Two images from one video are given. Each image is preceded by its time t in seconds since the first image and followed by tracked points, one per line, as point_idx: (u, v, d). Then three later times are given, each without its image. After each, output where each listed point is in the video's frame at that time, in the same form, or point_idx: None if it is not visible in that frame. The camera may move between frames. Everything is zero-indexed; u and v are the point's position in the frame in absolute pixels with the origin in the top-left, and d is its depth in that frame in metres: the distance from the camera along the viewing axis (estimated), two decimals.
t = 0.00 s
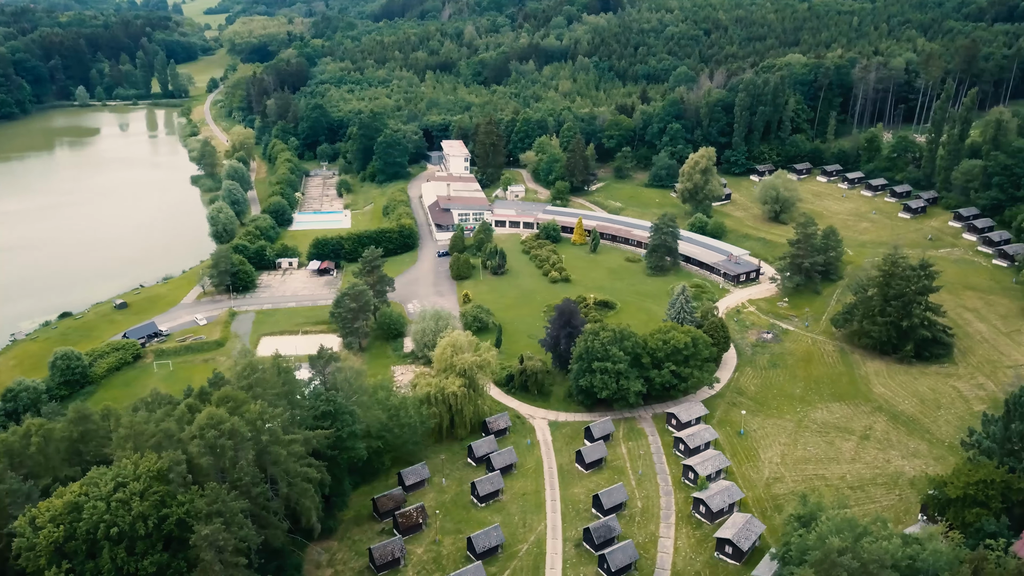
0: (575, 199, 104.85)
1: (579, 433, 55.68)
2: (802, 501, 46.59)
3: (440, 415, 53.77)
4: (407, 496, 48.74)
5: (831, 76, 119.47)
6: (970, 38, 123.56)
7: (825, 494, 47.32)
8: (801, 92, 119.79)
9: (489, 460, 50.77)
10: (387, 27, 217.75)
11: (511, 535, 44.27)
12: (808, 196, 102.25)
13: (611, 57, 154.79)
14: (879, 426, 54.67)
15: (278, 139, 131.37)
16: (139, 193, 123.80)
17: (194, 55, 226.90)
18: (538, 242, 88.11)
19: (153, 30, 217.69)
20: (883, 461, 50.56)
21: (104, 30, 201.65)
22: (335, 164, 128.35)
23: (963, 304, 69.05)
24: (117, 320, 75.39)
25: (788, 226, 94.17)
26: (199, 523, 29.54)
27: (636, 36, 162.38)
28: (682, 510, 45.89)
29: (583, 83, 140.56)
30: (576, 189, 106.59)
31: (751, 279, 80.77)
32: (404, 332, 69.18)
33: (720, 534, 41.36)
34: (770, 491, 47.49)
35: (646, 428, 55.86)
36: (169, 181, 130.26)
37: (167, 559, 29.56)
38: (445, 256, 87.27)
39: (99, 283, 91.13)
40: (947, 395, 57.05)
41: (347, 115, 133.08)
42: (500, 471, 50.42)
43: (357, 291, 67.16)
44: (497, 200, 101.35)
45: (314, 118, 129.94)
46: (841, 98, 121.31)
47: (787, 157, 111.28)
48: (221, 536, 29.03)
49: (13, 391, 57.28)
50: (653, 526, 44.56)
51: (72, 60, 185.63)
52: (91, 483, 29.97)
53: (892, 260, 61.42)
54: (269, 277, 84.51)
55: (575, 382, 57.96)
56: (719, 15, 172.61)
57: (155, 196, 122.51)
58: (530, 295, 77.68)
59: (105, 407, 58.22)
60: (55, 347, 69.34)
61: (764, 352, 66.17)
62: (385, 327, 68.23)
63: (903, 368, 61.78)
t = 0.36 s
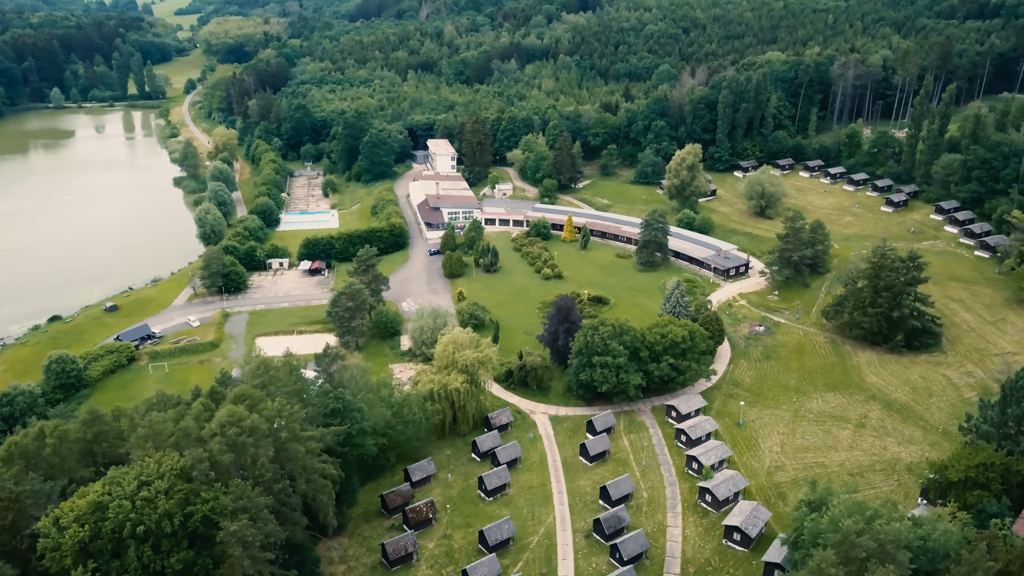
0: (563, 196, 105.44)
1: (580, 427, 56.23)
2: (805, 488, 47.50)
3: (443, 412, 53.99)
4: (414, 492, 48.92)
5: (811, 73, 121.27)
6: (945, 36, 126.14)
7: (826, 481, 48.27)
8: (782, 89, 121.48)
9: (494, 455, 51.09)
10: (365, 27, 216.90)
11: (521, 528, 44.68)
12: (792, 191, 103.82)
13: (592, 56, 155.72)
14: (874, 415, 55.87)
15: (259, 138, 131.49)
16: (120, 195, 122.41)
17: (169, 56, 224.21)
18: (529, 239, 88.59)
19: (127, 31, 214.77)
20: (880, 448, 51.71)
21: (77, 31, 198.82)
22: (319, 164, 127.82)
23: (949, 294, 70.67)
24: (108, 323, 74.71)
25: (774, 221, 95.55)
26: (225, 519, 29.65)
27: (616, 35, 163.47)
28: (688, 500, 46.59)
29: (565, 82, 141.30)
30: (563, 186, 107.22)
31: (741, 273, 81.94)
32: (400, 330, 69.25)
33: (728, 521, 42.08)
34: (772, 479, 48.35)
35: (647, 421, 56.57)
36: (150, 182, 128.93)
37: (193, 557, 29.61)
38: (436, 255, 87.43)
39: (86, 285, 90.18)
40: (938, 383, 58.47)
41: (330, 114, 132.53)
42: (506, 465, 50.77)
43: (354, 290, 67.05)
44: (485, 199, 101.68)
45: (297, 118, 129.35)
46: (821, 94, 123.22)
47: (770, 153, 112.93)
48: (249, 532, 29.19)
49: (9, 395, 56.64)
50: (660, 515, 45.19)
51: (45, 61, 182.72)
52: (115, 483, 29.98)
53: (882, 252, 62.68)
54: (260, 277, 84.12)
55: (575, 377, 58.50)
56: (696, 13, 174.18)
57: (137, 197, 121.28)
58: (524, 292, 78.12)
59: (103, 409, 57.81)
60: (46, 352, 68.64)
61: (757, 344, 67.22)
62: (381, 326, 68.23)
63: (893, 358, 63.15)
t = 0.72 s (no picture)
0: (552, 194, 105.96)
1: (582, 420, 56.81)
2: (807, 476, 48.42)
3: (447, 408, 54.26)
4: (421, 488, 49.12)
5: (793, 70, 122.96)
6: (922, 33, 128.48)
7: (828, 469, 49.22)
8: (765, 86, 123.00)
9: (500, 449, 51.47)
10: (344, 27, 215.87)
11: (531, 520, 45.07)
12: (777, 187, 105.26)
13: (575, 54, 156.57)
14: (870, 404, 57.03)
15: (244, 139, 130.81)
16: (103, 196, 120.97)
17: (144, 57, 221.39)
18: (521, 237, 89.03)
19: (102, 32, 211.80)
20: (877, 436, 52.84)
21: (50, 32, 195.86)
22: (304, 165, 127.25)
23: (936, 285, 72.18)
24: (100, 325, 74.03)
25: (762, 216, 96.76)
26: (252, 515, 29.83)
27: (598, 34, 164.33)
28: (694, 490, 47.28)
29: (549, 81, 141.97)
30: (552, 184, 107.72)
31: (731, 268, 83.01)
32: (398, 328, 69.37)
33: (736, 510, 42.78)
34: (775, 468, 49.21)
35: (647, 414, 57.25)
36: (132, 184, 127.56)
37: (220, 553, 29.75)
38: (429, 253, 87.59)
39: (76, 288, 89.18)
40: (929, 372, 59.81)
41: (315, 114, 131.98)
42: (511, 460, 51.14)
43: (352, 288, 66.94)
44: (475, 197, 101.91)
45: (282, 119, 128.75)
46: (802, 91, 124.91)
47: (754, 149, 114.35)
48: (276, 527, 29.42)
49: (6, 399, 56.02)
50: (668, 506, 45.83)
51: (20, 63, 179.81)
52: (139, 481, 30.06)
53: (873, 245, 63.91)
54: (252, 278, 83.75)
55: (576, 371, 59.09)
56: (676, 11, 175.66)
57: (120, 198, 119.98)
58: (518, 289, 78.49)
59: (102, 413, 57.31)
60: (39, 356, 67.93)
61: (751, 337, 68.20)
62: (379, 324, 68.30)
63: (886, 348, 64.41)
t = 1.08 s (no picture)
0: (541, 192, 106.45)
1: (584, 415, 57.34)
2: (809, 464, 49.31)
3: (451, 404, 54.53)
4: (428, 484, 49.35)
5: (776, 68, 124.52)
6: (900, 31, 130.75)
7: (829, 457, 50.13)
8: (749, 83, 124.42)
9: (506, 444, 51.83)
10: (324, 27, 214.63)
11: (541, 513, 45.51)
12: (763, 183, 106.59)
13: (559, 53, 157.22)
14: (866, 393, 58.14)
15: (229, 140, 129.84)
16: (85, 198, 119.13)
17: (120, 58, 218.63)
18: (513, 235, 89.42)
19: (77, 33, 208.83)
20: (875, 425, 53.90)
21: (25, 33, 192.91)
22: (291, 165, 126.61)
23: (924, 277, 73.66)
24: (93, 328, 73.38)
25: (750, 211, 97.91)
26: (279, 510, 30.06)
27: (581, 32, 165.08)
28: (699, 480, 47.98)
29: (534, 79, 142.48)
30: (541, 182, 108.19)
31: (722, 263, 83.99)
32: (396, 327, 69.46)
33: (743, 498, 43.47)
34: (778, 457, 50.05)
35: (648, 407, 57.92)
36: (115, 185, 125.78)
37: (247, 548, 29.93)
38: (422, 252, 87.68)
39: (65, 290, 87.82)
40: (922, 361, 61.08)
41: (300, 114, 131.38)
42: (517, 454, 51.54)
43: (351, 287, 66.97)
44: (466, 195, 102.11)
45: (267, 119, 128.05)
46: (786, 88, 126.50)
47: (740, 146, 115.66)
48: (305, 521, 29.69)
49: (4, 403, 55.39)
50: (675, 496, 46.47)
51: None
52: (164, 479, 30.10)
53: (865, 238, 65.14)
54: (245, 278, 83.35)
55: (577, 366, 59.61)
56: (657, 10, 176.81)
57: (104, 200, 118.25)
58: (514, 286, 78.85)
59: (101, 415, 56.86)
60: (33, 360, 67.23)
61: (745, 330, 69.17)
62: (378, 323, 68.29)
63: (878, 339, 65.63)
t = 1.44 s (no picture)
0: (531, 190, 106.88)
1: (587, 409, 57.83)
2: (811, 453, 50.18)
3: (455, 401, 54.72)
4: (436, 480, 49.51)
5: (759, 65, 125.99)
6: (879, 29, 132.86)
7: (830, 446, 51.03)
8: (734, 81, 125.72)
9: (511, 439, 52.17)
10: (304, 27, 213.23)
11: (551, 506, 45.90)
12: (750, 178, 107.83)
13: (543, 52, 157.84)
14: (862, 383, 59.24)
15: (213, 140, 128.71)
16: (66, 200, 117.19)
17: (96, 59, 215.71)
18: (506, 232, 89.76)
19: (52, 33, 205.74)
20: (873, 414, 54.93)
21: None
22: (277, 165, 125.90)
23: (913, 269, 75.04)
24: (86, 330, 72.57)
25: (739, 207, 98.99)
26: (305, 506, 30.24)
27: (564, 31, 165.69)
28: (705, 471, 48.67)
29: (519, 78, 142.96)
30: (530, 180, 108.56)
31: (714, 258, 84.91)
32: (394, 325, 69.52)
33: (751, 487, 44.18)
34: (781, 447, 50.88)
35: (649, 401, 58.54)
36: (97, 187, 123.90)
37: (273, 544, 30.10)
38: (415, 251, 87.71)
39: (53, 293, 86.43)
40: (915, 352, 62.30)
41: (286, 114, 130.71)
42: (523, 449, 51.91)
43: (349, 287, 66.97)
44: (456, 194, 102.24)
45: (252, 119, 127.28)
46: (769, 86, 127.99)
47: (725, 143, 116.87)
48: (332, 516, 29.92)
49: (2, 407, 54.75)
50: (682, 487, 47.10)
51: None
52: (189, 477, 30.15)
53: (857, 232, 66.33)
54: (238, 279, 82.85)
55: (577, 362, 60.11)
56: (639, 9, 177.87)
57: (86, 202, 116.47)
58: (509, 284, 79.15)
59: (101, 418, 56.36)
60: (27, 364, 66.46)
61: (740, 324, 70.09)
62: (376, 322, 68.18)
63: (871, 330, 66.83)
